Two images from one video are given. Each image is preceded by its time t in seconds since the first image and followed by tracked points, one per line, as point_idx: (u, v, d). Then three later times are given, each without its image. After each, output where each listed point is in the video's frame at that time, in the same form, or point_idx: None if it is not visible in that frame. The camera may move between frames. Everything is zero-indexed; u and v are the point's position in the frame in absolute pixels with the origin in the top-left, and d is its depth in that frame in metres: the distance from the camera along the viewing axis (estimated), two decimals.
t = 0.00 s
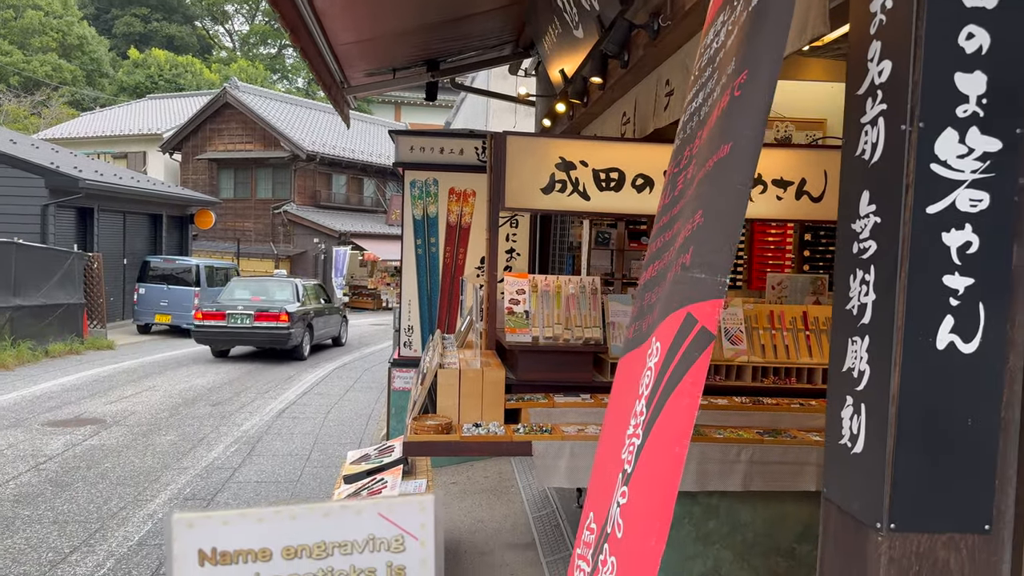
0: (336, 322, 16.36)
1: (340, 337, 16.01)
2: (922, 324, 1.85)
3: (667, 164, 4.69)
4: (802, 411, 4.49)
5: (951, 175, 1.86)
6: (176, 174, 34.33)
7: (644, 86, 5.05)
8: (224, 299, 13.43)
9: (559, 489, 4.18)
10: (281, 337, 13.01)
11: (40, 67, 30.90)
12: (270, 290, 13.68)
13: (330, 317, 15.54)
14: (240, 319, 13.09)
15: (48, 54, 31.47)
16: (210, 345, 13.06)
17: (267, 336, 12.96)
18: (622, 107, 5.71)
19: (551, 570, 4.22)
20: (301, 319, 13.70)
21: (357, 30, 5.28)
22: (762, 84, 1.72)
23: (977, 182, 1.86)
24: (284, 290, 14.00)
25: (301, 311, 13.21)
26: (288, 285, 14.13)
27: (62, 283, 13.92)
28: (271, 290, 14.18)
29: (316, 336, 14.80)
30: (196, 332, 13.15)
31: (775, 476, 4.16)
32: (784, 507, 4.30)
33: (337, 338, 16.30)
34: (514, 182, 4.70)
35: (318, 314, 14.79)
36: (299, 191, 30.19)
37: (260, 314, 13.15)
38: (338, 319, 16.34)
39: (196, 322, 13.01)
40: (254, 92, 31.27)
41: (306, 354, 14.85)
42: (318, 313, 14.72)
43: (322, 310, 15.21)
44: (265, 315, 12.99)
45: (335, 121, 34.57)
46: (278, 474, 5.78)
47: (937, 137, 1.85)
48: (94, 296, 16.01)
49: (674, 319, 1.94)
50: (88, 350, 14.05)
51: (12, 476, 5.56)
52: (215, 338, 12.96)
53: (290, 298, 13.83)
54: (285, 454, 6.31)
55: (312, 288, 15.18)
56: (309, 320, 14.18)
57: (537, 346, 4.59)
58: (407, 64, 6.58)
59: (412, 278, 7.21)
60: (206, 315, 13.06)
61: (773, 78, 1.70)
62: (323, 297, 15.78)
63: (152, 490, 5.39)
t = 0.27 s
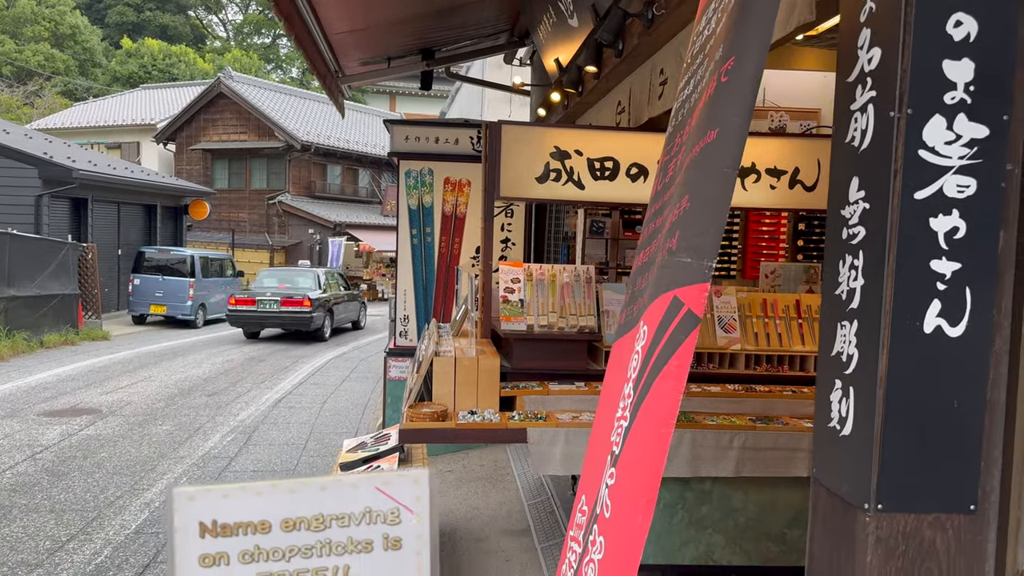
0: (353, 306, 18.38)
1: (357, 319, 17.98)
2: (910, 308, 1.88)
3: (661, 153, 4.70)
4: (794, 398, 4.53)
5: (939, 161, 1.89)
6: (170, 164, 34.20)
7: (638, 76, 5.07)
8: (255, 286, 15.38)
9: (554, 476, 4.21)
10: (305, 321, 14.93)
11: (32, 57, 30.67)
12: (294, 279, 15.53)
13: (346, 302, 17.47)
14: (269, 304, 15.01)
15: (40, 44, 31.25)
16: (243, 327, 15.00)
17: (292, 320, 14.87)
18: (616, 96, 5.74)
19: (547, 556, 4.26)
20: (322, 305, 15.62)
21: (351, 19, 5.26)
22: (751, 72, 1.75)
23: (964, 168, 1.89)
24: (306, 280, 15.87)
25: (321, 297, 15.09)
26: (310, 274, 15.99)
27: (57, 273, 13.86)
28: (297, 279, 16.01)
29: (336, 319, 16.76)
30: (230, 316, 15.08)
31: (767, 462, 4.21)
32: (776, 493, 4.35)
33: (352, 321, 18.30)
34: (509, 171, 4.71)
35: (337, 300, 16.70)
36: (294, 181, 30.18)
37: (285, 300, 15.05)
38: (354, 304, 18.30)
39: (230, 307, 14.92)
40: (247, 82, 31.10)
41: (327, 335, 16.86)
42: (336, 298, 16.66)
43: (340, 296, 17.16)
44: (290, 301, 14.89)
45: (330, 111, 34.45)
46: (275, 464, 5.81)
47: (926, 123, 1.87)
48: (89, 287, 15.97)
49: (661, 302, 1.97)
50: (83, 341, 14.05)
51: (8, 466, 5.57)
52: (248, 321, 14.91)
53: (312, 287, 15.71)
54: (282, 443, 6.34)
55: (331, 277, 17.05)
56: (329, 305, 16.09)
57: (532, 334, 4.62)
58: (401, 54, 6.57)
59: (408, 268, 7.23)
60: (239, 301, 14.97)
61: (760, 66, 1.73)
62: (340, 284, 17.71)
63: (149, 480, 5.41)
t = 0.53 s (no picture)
0: (380, 290, 20.20)
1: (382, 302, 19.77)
2: (914, 290, 1.88)
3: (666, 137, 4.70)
4: (798, 383, 4.54)
5: (944, 143, 1.88)
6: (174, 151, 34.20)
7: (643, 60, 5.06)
8: (291, 270, 17.08)
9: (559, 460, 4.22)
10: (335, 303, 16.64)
11: (36, 44, 30.61)
12: (327, 265, 17.20)
13: (374, 285, 19.20)
14: (303, 286, 16.69)
15: (44, 31, 31.19)
16: (281, 307, 16.82)
17: (324, 301, 16.61)
18: (621, 81, 5.74)
19: (552, 539, 4.29)
20: (350, 289, 17.29)
21: (355, 5, 5.25)
22: (757, 53, 1.75)
23: (970, 150, 1.88)
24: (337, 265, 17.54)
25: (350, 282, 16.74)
26: (341, 260, 17.63)
27: (62, 260, 13.90)
28: (330, 264, 17.60)
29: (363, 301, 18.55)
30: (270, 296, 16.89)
31: (771, 447, 4.22)
32: (779, 477, 4.36)
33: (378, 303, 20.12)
34: (514, 156, 4.72)
35: (364, 284, 18.39)
36: (298, 168, 29.95)
37: (318, 283, 16.69)
38: (380, 288, 20.07)
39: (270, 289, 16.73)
40: (251, 68, 31.02)
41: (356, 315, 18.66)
42: (364, 282, 18.40)
43: (367, 280, 18.89)
44: (323, 284, 16.63)
45: (334, 98, 34.32)
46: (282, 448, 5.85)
47: (931, 104, 1.87)
48: (95, 273, 16.06)
49: (668, 284, 1.96)
50: (90, 328, 14.13)
51: (17, 450, 5.61)
52: (285, 302, 16.70)
53: (343, 271, 17.39)
54: (288, 429, 6.38)
55: (360, 262, 18.75)
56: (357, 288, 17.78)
57: (536, 319, 4.64)
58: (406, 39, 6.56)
59: (413, 253, 7.25)
60: (278, 283, 16.74)
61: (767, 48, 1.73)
62: (368, 269, 19.47)
63: (157, 464, 5.46)
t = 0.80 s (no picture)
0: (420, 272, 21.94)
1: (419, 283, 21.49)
2: (931, 266, 1.85)
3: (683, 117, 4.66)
4: (813, 364, 4.53)
5: (963, 117, 1.85)
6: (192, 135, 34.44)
7: (660, 39, 5.03)
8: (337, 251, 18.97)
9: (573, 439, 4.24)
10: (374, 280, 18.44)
11: (56, 29, 30.84)
12: (369, 246, 19.05)
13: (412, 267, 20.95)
14: (347, 266, 18.65)
15: (63, 16, 31.44)
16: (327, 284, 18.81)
17: (364, 278, 18.46)
18: (638, 61, 5.71)
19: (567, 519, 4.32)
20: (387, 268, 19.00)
21: None
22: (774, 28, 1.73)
23: (988, 124, 1.85)
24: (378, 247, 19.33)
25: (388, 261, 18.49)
26: (382, 243, 19.43)
27: (83, 243, 14.05)
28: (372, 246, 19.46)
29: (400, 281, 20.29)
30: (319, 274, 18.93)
31: (786, 427, 4.21)
32: (794, 457, 4.34)
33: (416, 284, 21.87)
34: (530, 136, 4.71)
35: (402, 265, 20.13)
36: (315, 152, 30.16)
37: (359, 263, 18.58)
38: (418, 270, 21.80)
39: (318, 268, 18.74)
40: (268, 51, 31.12)
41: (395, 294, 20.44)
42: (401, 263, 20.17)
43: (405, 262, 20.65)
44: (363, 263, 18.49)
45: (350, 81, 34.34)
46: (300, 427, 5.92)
47: (950, 78, 1.84)
48: (116, 256, 16.25)
49: (683, 260, 1.96)
50: (111, 310, 14.39)
51: (41, 430, 5.73)
52: (331, 279, 18.68)
53: (383, 253, 19.20)
54: (306, 409, 6.46)
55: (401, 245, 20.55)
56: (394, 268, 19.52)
57: (551, 300, 4.64)
58: (422, 19, 6.55)
59: (428, 236, 7.29)
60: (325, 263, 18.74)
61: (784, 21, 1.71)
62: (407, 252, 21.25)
63: (177, 444, 5.54)
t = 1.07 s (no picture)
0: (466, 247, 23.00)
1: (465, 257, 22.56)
2: (955, 238, 1.80)
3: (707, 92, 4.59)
4: (840, 343, 4.46)
5: (992, 84, 1.78)
6: (219, 117, 34.81)
7: (686, 12, 4.95)
8: (387, 230, 20.13)
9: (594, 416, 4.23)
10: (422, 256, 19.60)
11: (86, 12, 31.24)
12: (416, 225, 20.13)
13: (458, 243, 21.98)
14: (396, 243, 19.88)
15: None
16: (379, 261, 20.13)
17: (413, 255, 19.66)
18: (663, 35, 5.64)
19: (587, 496, 4.33)
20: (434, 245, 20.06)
21: None
22: None
23: (1018, 92, 1.79)
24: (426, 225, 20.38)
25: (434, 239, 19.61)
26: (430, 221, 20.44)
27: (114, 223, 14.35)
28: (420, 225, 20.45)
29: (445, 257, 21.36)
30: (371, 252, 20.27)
31: (810, 407, 4.16)
32: (817, 436, 4.29)
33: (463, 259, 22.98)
34: (552, 114, 4.68)
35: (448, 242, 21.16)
36: (341, 133, 30.52)
37: (408, 241, 19.74)
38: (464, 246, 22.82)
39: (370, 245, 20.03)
40: (294, 33, 31.29)
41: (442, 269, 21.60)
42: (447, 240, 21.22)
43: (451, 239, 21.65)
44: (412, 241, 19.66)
45: (375, 62, 34.38)
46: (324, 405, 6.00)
47: (978, 45, 1.77)
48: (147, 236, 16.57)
49: (704, 234, 1.93)
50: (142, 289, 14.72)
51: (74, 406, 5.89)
52: (382, 256, 19.96)
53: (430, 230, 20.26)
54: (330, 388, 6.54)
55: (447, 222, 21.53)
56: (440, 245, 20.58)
57: (573, 279, 4.63)
58: None
59: (451, 216, 7.30)
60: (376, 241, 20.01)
61: None
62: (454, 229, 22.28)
63: (204, 421, 5.64)
